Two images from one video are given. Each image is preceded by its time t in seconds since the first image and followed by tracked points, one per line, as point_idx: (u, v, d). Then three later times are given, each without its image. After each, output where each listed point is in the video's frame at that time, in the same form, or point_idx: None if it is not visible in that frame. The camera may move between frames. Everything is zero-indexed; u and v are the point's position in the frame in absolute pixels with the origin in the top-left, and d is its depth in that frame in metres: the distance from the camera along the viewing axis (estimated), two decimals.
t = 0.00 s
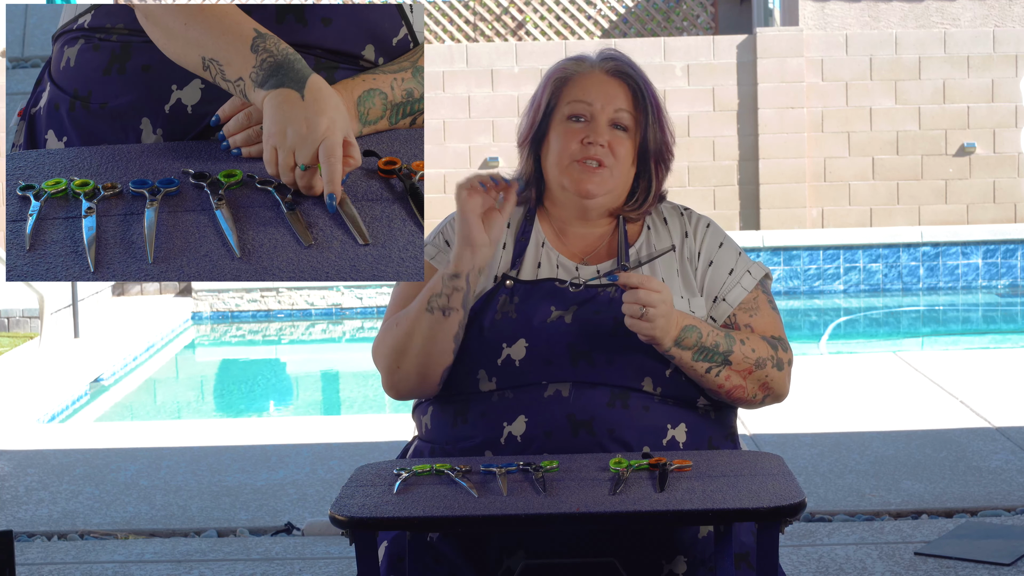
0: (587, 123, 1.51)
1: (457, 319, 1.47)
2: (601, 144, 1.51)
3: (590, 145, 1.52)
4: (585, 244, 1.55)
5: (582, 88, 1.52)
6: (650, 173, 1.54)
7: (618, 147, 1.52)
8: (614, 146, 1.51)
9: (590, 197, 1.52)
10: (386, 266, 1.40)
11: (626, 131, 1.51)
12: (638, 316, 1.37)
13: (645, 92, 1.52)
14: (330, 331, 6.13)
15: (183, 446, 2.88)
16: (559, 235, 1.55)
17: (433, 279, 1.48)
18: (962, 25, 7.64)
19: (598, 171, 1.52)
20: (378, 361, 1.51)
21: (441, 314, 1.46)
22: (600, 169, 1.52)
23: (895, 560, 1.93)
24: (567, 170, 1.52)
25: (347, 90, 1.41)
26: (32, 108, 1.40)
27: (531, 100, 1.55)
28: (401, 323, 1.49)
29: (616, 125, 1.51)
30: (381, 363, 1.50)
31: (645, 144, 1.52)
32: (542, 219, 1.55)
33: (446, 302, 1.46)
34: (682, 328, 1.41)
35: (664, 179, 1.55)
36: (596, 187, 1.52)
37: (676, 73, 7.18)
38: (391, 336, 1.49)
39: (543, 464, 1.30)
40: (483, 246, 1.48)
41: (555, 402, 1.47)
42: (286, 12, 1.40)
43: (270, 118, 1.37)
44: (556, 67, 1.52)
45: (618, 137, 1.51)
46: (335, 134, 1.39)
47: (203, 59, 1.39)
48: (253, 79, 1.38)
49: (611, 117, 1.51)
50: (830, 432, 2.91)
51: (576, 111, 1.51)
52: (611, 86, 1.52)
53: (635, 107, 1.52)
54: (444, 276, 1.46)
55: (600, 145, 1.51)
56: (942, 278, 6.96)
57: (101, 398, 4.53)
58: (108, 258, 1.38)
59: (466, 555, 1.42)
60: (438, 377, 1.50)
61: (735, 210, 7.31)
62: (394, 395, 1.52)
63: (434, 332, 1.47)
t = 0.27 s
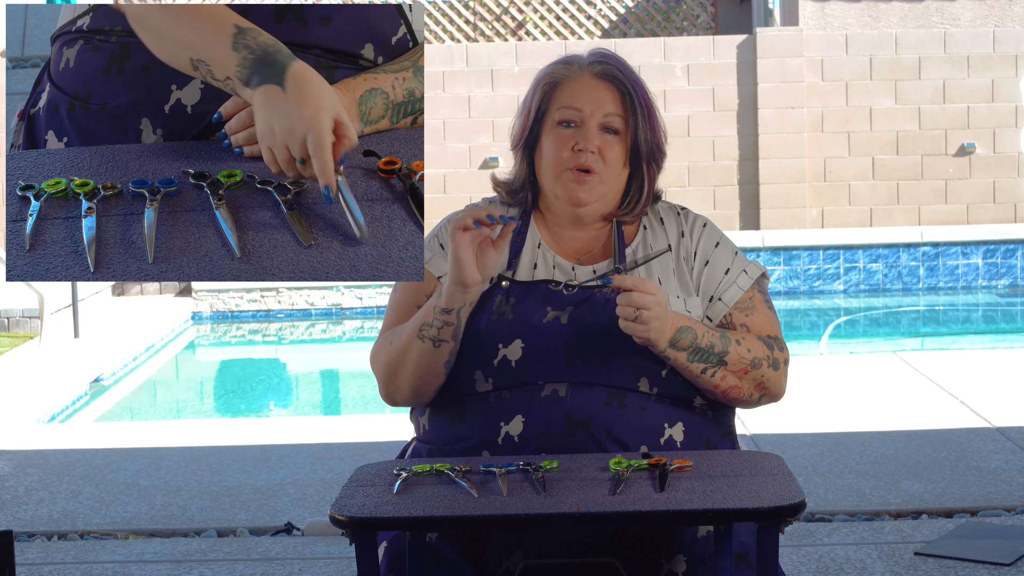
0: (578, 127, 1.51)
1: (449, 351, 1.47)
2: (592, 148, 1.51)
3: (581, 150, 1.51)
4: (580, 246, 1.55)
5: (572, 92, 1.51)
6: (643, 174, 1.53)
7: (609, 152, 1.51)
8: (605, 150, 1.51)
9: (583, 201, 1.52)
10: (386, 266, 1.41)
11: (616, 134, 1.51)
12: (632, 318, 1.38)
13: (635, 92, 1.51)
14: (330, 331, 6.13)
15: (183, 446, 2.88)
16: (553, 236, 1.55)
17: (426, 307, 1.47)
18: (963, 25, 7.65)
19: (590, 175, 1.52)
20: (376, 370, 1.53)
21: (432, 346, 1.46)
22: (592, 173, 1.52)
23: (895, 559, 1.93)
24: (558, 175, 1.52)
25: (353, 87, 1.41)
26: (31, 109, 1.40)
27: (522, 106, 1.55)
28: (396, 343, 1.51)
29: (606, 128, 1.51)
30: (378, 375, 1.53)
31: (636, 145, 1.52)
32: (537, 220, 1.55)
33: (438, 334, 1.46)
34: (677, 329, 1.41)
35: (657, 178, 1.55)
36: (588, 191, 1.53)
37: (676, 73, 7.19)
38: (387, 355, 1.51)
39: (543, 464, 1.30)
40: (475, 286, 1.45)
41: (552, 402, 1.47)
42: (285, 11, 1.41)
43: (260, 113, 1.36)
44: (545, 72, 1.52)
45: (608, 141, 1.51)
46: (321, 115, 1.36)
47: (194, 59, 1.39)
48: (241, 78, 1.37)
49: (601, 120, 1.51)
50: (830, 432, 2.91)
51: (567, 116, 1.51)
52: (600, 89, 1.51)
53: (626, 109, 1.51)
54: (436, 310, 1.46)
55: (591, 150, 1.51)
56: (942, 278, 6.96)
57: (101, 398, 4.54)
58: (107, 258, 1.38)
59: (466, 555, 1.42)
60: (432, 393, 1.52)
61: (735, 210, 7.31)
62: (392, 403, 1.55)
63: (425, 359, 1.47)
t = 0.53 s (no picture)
0: (572, 129, 1.51)
1: (448, 359, 1.47)
2: (587, 149, 1.51)
3: (577, 150, 1.51)
4: (580, 246, 1.53)
5: (566, 93, 1.51)
6: (640, 173, 1.53)
7: (604, 152, 1.51)
8: (600, 150, 1.51)
9: (580, 202, 1.52)
10: (386, 266, 1.40)
11: (611, 133, 1.51)
12: (632, 319, 1.38)
13: (629, 91, 1.51)
14: (330, 331, 6.13)
15: (183, 446, 2.88)
16: (552, 235, 1.54)
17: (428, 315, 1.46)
18: (962, 26, 7.65)
19: (586, 176, 1.52)
20: (376, 370, 1.54)
21: (433, 355, 1.46)
22: (588, 174, 1.52)
23: (895, 560, 1.93)
24: (553, 176, 1.52)
25: (384, 77, 1.38)
26: (29, 113, 1.39)
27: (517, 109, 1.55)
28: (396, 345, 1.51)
29: (601, 128, 1.51)
30: (379, 374, 1.54)
31: (633, 144, 1.52)
32: (537, 220, 1.55)
33: (439, 343, 1.46)
34: (678, 330, 1.42)
35: (654, 176, 1.54)
36: (586, 192, 1.52)
37: (676, 73, 7.20)
38: (387, 356, 1.52)
39: (543, 464, 1.30)
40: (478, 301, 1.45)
41: (552, 402, 1.47)
42: (276, 18, 1.38)
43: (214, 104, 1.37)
44: (538, 74, 1.52)
45: (604, 141, 1.51)
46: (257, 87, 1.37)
47: (144, 75, 1.36)
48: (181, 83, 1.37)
49: (595, 121, 1.51)
50: (830, 431, 2.91)
51: (561, 117, 1.51)
52: (594, 89, 1.51)
53: (620, 108, 1.51)
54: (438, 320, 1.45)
55: (586, 151, 1.51)
56: (942, 278, 6.96)
57: (101, 398, 4.54)
58: (107, 258, 1.39)
59: (466, 554, 1.42)
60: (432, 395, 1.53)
61: (735, 210, 7.32)
62: (390, 402, 1.56)
63: (426, 367, 1.48)
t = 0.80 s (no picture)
0: (568, 127, 1.52)
1: (462, 312, 1.47)
2: (584, 147, 1.52)
3: (574, 149, 1.53)
4: (582, 246, 1.55)
5: (561, 92, 1.53)
6: (639, 170, 1.54)
7: (601, 149, 1.52)
8: (597, 148, 1.52)
9: (579, 201, 1.53)
10: (387, 266, 1.40)
11: (608, 130, 1.52)
12: (627, 315, 1.38)
13: (623, 88, 1.53)
14: (330, 331, 6.13)
15: (183, 446, 2.88)
16: (555, 236, 1.55)
17: (440, 267, 1.46)
18: (962, 26, 7.65)
19: (585, 174, 1.53)
20: (380, 349, 1.50)
21: (447, 307, 1.46)
22: (586, 173, 1.53)
23: (895, 560, 1.93)
24: (552, 176, 1.54)
25: (390, 86, 1.37)
26: (22, 120, 1.39)
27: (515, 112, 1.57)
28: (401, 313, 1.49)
29: (597, 125, 1.52)
30: (382, 352, 1.50)
31: (630, 140, 1.52)
32: (540, 219, 1.55)
33: (453, 294, 1.46)
34: (679, 330, 1.42)
35: (653, 174, 1.55)
36: (585, 191, 1.54)
37: (676, 73, 7.20)
38: (392, 326, 1.49)
39: (543, 464, 1.30)
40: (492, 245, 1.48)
41: (554, 401, 1.47)
42: (262, 33, 1.35)
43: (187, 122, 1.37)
44: (534, 76, 1.54)
45: (600, 138, 1.52)
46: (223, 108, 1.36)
47: (128, 109, 1.37)
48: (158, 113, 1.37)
49: (591, 118, 1.52)
50: (830, 431, 2.91)
51: (557, 115, 1.53)
52: (589, 87, 1.53)
53: (615, 103, 1.52)
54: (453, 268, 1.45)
55: (583, 149, 1.53)
56: (942, 278, 6.96)
57: (101, 398, 4.54)
58: (107, 258, 1.39)
59: (466, 554, 1.42)
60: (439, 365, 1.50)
61: (735, 210, 7.32)
62: (394, 383, 1.52)
63: (437, 321, 1.46)
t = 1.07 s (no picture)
0: (573, 123, 1.52)
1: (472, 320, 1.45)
2: (589, 142, 1.51)
3: (579, 144, 1.52)
4: (587, 244, 1.55)
5: (565, 88, 1.52)
6: (643, 166, 1.54)
7: (606, 144, 1.51)
8: (602, 143, 1.51)
9: (585, 196, 1.53)
10: (388, 267, 1.40)
11: (612, 126, 1.51)
12: (630, 313, 1.38)
13: (626, 84, 1.52)
14: (330, 331, 6.13)
15: (183, 447, 2.88)
16: (560, 235, 1.55)
17: (450, 274, 1.43)
18: (962, 26, 7.66)
19: (591, 169, 1.52)
20: (388, 355, 1.49)
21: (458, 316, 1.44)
22: (592, 167, 1.52)
23: (895, 560, 1.93)
24: (557, 172, 1.53)
25: (378, 110, 1.38)
26: (16, 126, 1.39)
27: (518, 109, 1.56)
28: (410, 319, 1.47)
29: (602, 121, 1.51)
30: (390, 357, 1.49)
31: (635, 136, 1.51)
32: (543, 218, 1.56)
33: (463, 302, 1.44)
34: (684, 329, 1.42)
35: (657, 170, 1.55)
36: (590, 185, 1.52)
37: (676, 73, 7.20)
38: (401, 332, 1.47)
39: (543, 464, 1.30)
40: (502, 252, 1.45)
41: (558, 401, 1.47)
42: (247, 48, 1.35)
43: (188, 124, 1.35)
44: (536, 74, 1.53)
45: (605, 133, 1.51)
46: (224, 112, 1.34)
47: (122, 123, 1.38)
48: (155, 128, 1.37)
49: (595, 114, 1.51)
50: (830, 432, 2.91)
51: (562, 112, 1.52)
52: (592, 84, 1.52)
53: (619, 99, 1.51)
54: (464, 276, 1.43)
55: (588, 144, 1.52)
56: (942, 278, 6.96)
57: (101, 398, 4.54)
58: (107, 259, 1.39)
59: (467, 555, 1.42)
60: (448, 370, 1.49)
61: (735, 210, 7.32)
62: (403, 386, 1.51)
63: (447, 328, 1.44)
